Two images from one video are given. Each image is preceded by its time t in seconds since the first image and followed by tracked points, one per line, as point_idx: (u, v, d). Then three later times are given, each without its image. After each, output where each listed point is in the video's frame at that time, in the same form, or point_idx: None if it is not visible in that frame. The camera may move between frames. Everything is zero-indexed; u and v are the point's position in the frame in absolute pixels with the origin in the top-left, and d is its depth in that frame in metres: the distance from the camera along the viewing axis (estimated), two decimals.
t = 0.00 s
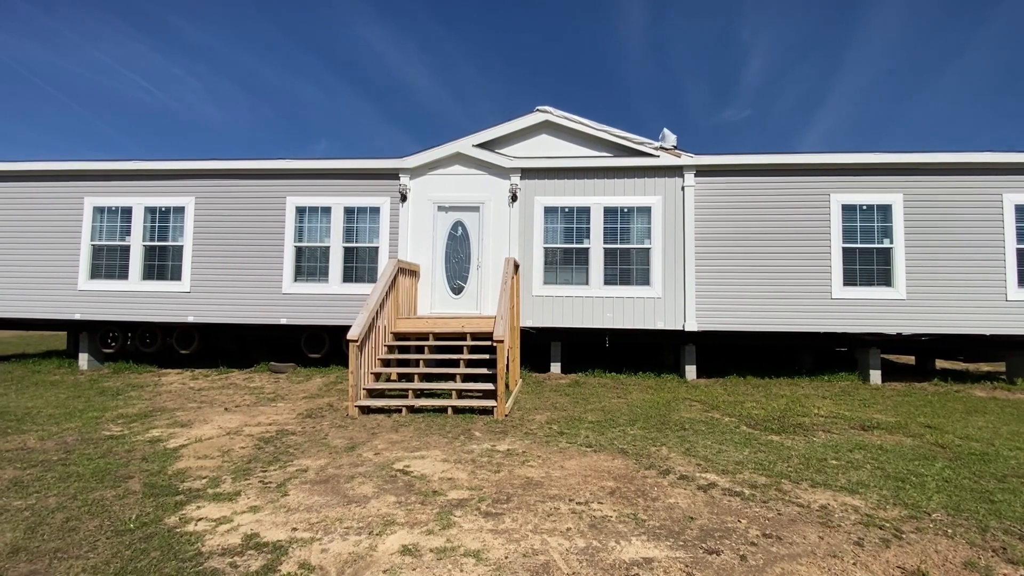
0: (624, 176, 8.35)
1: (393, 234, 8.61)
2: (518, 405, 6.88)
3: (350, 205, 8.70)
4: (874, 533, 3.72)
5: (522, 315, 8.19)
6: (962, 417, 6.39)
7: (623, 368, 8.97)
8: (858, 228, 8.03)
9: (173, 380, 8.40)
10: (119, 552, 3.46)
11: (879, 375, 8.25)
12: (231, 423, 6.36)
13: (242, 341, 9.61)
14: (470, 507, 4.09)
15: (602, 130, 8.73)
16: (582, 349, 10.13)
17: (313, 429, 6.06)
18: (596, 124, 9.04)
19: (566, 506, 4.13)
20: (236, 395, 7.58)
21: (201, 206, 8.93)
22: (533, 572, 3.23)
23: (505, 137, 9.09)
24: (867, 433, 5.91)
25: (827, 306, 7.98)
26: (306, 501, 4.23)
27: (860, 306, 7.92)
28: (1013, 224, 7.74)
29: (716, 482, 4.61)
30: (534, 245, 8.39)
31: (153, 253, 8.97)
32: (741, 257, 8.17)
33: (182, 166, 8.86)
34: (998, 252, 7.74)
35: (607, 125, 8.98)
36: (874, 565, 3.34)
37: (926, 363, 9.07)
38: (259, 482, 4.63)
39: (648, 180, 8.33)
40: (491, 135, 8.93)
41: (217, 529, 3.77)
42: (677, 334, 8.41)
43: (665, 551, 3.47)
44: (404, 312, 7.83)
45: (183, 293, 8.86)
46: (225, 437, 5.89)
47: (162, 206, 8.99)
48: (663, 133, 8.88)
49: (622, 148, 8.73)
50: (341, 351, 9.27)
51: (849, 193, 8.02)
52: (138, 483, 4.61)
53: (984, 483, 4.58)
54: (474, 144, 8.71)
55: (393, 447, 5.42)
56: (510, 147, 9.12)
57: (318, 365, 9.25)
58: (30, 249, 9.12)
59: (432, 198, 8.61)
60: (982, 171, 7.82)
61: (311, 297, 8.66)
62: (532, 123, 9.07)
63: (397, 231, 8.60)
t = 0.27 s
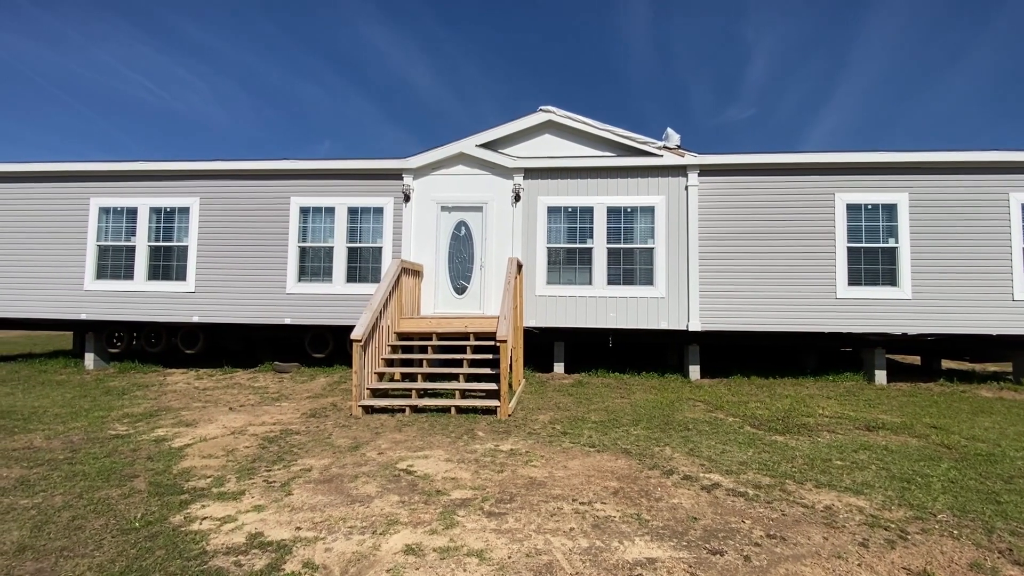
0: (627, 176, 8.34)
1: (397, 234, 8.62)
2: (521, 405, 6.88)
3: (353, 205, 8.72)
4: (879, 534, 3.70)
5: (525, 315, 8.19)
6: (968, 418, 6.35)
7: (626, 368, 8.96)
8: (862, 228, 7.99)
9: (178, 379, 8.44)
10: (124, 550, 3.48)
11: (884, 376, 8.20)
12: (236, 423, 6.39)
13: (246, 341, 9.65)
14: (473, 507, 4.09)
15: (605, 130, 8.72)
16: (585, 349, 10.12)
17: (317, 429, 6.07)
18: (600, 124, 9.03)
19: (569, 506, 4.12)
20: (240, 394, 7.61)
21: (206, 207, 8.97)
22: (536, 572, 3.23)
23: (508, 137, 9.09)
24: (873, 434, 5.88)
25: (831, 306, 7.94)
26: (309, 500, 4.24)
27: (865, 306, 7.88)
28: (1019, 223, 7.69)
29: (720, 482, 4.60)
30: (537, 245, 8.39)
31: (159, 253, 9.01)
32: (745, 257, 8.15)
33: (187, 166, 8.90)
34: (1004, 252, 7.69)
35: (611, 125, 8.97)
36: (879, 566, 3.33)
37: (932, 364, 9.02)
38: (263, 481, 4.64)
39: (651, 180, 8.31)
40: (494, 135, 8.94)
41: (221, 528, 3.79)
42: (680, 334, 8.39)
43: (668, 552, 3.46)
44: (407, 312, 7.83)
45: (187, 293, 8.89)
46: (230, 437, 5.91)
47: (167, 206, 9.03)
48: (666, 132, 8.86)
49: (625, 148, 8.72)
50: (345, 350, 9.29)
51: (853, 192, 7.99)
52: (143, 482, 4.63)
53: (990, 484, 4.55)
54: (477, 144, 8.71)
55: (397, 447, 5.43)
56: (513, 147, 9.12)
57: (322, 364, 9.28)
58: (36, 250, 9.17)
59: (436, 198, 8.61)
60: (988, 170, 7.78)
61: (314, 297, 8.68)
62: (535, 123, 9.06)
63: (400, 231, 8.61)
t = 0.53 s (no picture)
0: (631, 175, 8.32)
1: (400, 234, 8.63)
2: (524, 405, 6.88)
3: (357, 205, 8.74)
4: (884, 535, 3.68)
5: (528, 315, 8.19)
6: (975, 418, 6.31)
7: (630, 368, 8.94)
8: (868, 227, 7.95)
9: (183, 379, 8.48)
10: (130, 549, 3.49)
11: (890, 376, 8.16)
12: (240, 422, 6.41)
13: (251, 340, 9.68)
14: (476, 507, 4.09)
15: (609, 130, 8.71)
16: (589, 348, 10.11)
17: (322, 428, 6.09)
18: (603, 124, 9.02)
19: (573, 506, 4.12)
20: (245, 394, 7.63)
21: (210, 207, 9.01)
22: (540, 572, 3.23)
23: (512, 137, 9.09)
24: (878, 434, 5.85)
25: (837, 306, 7.91)
26: (314, 499, 4.26)
27: (871, 306, 7.84)
28: None
29: (724, 483, 4.58)
30: (541, 245, 8.38)
31: (164, 253, 9.05)
32: (749, 257, 8.12)
33: (192, 167, 8.93)
34: (1011, 251, 7.64)
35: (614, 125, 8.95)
36: (884, 567, 3.31)
37: (938, 364, 8.96)
38: (267, 481, 4.66)
39: (655, 179, 8.29)
40: (498, 135, 8.94)
41: (226, 527, 3.80)
42: (685, 335, 8.36)
43: (672, 552, 3.46)
44: (411, 312, 7.84)
45: (192, 293, 8.93)
46: (234, 436, 5.93)
47: (172, 207, 9.07)
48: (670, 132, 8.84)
49: (629, 148, 8.70)
50: (349, 350, 9.30)
51: (859, 191, 7.95)
52: (149, 481, 4.65)
53: (997, 485, 4.52)
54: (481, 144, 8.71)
55: (401, 446, 5.44)
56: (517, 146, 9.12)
57: (326, 364, 9.30)
58: (43, 250, 9.22)
59: (439, 198, 8.62)
60: (995, 169, 7.72)
61: (319, 296, 8.70)
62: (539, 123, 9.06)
63: (404, 231, 8.62)
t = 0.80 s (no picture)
0: (635, 175, 8.30)
1: (404, 234, 8.65)
2: (528, 405, 6.88)
3: (361, 206, 8.76)
4: (890, 536, 3.66)
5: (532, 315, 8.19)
6: (981, 419, 6.27)
7: (634, 368, 8.93)
8: (873, 226, 7.91)
9: (189, 378, 8.52)
10: (136, 547, 3.51)
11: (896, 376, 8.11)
12: (245, 421, 6.44)
13: (256, 340, 9.72)
14: (480, 506, 4.09)
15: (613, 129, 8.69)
16: (593, 348, 10.11)
17: (326, 428, 6.11)
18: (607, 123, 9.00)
19: (576, 506, 4.12)
20: (250, 394, 7.67)
21: (216, 208, 9.05)
22: (543, 572, 3.23)
23: (515, 137, 9.09)
24: (884, 435, 5.82)
25: (842, 306, 7.87)
26: (318, 499, 4.27)
27: (877, 306, 7.80)
28: None
29: (728, 483, 4.57)
30: (544, 245, 8.38)
31: (169, 253, 9.10)
32: (754, 256, 8.09)
33: (197, 167, 8.98)
34: (1018, 251, 7.58)
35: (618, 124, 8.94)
36: (889, 568, 3.30)
37: (945, 364, 8.90)
38: (272, 480, 4.68)
39: (659, 179, 8.26)
40: (502, 135, 8.94)
41: (231, 525, 3.82)
42: (689, 335, 8.34)
43: (676, 552, 3.45)
44: (415, 312, 7.86)
45: (198, 293, 8.97)
46: (239, 436, 5.96)
47: (178, 207, 9.12)
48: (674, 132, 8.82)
49: (633, 147, 8.69)
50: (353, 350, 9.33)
51: (864, 191, 7.91)
52: (155, 480, 4.68)
53: (1004, 485, 4.50)
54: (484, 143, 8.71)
55: (405, 446, 5.45)
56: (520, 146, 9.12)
57: (330, 364, 9.33)
58: (50, 250, 9.29)
59: (443, 198, 8.63)
60: (1002, 168, 7.67)
61: (323, 296, 8.73)
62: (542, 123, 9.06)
63: (408, 231, 8.64)
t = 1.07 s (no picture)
0: (639, 175, 8.28)
1: (408, 234, 8.66)
2: (531, 404, 6.88)
3: (366, 206, 8.78)
4: (895, 537, 3.64)
5: (535, 315, 8.19)
6: (988, 419, 6.23)
7: (638, 368, 8.92)
8: (879, 226, 7.87)
9: (194, 378, 8.57)
10: (143, 545, 3.54)
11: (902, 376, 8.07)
12: (250, 421, 6.47)
13: (261, 340, 9.77)
14: (483, 506, 4.10)
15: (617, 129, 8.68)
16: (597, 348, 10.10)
17: (330, 427, 6.13)
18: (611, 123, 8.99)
19: (579, 505, 4.12)
20: (255, 393, 7.70)
21: (221, 208, 9.09)
22: (547, 571, 3.23)
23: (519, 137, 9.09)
24: (889, 435, 5.79)
25: (847, 306, 7.83)
26: (322, 498, 4.29)
27: (882, 306, 7.76)
28: None
29: (732, 483, 4.56)
30: (548, 245, 8.37)
31: (175, 254, 9.15)
32: (758, 256, 8.06)
33: (202, 168, 9.02)
34: None
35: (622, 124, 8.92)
36: (894, 569, 3.28)
37: (951, 364, 8.84)
38: (277, 479, 4.70)
39: (663, 179, 8.24)
40: (505, 135, 8.94)
41: (237, 524, 3.84)
42: (693, 335, 8.32)
43: (679, 552, 3.45)
44: (419, 311, 7.87)
45: (203, 293, 9.02)
46: (244, 435, 5.99)
47: (183, 208, 9.16)
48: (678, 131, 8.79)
49: (637, 147, 8.67)
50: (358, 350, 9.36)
51: (870, 190, 7.87)
52: (161, 478, 4.71)
53: (1011, 486, 4.47)
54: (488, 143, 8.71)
55: (409, 445, 5.46)
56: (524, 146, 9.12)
57: (334, 364, 9.36)
58: (57, 251, 9.35)
59: (447, 198, 8.64)
60: (1009, 167, 7.61)
61: (327, 296, 8.75)
62: (546, 123, 9.05)
63: (412, 231, 8.65)
